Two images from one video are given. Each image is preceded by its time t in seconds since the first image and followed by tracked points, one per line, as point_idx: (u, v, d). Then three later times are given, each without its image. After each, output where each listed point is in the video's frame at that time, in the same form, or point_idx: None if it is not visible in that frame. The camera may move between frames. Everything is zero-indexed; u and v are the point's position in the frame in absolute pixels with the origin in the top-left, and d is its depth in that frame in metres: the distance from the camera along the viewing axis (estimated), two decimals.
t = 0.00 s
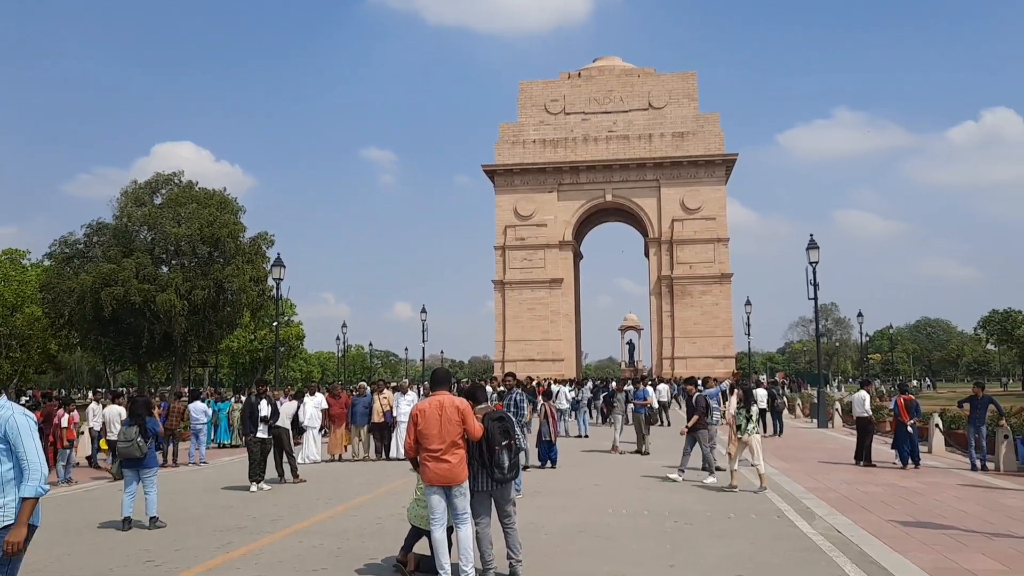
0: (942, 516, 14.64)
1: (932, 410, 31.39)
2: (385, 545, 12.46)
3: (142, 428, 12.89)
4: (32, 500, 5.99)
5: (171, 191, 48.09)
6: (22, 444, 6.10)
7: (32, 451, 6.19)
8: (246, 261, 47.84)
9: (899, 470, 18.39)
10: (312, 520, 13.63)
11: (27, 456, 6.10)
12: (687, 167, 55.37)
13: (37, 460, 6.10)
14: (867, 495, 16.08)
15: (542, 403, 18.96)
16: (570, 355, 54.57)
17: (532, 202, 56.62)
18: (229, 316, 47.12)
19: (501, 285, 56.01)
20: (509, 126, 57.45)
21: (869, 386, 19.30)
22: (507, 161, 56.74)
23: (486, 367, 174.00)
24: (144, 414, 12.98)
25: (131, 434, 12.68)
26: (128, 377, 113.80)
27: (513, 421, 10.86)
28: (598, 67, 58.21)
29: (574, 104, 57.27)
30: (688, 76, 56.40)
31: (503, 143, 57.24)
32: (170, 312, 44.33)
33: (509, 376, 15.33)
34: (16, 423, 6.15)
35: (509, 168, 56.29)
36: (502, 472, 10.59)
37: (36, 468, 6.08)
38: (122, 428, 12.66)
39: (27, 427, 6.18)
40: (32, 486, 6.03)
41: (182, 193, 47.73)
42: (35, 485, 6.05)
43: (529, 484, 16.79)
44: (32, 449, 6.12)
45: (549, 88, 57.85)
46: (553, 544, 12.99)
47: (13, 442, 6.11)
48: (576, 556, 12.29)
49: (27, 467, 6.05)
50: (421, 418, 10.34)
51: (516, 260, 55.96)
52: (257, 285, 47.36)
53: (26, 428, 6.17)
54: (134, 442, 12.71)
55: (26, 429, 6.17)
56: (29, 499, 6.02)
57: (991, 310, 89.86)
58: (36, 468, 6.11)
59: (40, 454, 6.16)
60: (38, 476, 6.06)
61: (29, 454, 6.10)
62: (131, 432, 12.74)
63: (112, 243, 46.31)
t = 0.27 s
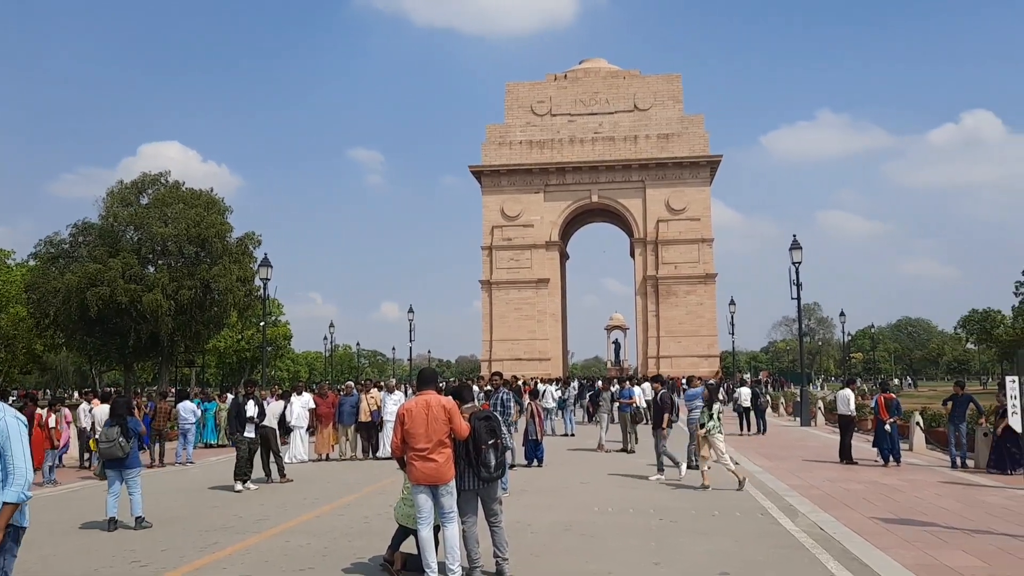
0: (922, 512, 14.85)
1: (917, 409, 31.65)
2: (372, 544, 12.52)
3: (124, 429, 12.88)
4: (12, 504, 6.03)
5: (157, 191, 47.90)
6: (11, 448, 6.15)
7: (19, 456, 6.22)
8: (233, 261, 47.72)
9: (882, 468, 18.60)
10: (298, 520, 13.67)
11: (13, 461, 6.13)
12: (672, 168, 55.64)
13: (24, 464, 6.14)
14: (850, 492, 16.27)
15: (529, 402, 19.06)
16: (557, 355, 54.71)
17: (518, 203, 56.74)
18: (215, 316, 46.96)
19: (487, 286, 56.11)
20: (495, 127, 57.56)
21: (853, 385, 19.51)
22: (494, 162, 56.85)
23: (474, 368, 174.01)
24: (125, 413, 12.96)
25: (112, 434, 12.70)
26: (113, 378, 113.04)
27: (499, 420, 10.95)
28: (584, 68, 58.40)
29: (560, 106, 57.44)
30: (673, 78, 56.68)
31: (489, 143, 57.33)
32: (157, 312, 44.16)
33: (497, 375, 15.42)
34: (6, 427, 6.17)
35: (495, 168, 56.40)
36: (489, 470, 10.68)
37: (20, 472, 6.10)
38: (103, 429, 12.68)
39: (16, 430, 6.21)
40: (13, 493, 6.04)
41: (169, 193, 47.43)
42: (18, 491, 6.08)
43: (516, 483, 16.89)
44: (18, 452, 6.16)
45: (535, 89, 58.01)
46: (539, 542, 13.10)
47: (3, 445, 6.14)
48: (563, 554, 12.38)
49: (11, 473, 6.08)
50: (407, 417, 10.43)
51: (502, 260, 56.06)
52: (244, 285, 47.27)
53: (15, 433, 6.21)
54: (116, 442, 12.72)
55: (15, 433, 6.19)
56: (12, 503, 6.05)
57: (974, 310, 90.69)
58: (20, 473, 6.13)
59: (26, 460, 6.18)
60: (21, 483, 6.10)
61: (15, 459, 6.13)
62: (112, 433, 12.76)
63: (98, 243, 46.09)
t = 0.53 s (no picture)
0: (905, 512, 14.89)
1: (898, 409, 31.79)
2: (355, 546, 12.42)
3: (98, 429, 12.73)
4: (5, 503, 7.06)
5: (137, 190, 47.50)
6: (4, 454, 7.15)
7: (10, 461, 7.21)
8: (214, 261, 47.41)
9: (864, 468, 18.64)
10: (280, 522, 13.56)
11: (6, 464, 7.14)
12: (657, 168, 55.71)
13: (14, 467, 7.16)
14: (833, 492, 16.30)
15: (513, 403, 19.00)
16: (541, 355, 54.67)
17: (502, 202, 56.63)
18: (196, 316, 46.62)
19: (471, 285, 55.98)
20: (480, 126, 57.41)
21: (837, 385, 19.53)
22: (479, 161, 56.71)
23: (458, 367, 173.73)
24: (100, 414, 12.80)
25: (86, 435, 12.54)
26: (93, 378, 112.18)
27: (483, 421, 10.87)
28: (569, 68, 58.35)
29: (544, 105, 57.37)
30: (658, 77, 56.73)
31: (474, 142, 57.19)
32: (136, 312, 43.81)
33: (480, 376, 15.32)
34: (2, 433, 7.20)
35: (480, 167, 56.26)
36: (472, 472, 10.61)
37: (11, 476, 7.13)
38: (77, 430, 12.53)
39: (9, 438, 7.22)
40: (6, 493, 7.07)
41: (148, 192, 47.10)
42: (10, 492, 7.10)
43: (499, 484, 16.81)
44: (11, 457, 7.16)
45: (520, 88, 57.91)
46: (523, 543, 13.04)
47: None
48: (546, 556, 12.31)
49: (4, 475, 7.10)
50: (390, 418, 10.32)
51: (487, 260, 55.96)
52: (225, 285, 46.96)
53: (8, 439, 7.22)
54: (90, 443, 12.57)
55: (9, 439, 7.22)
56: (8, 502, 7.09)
57: (955, 310, 91.27)
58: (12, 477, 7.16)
59: (16, 464, 7.19)
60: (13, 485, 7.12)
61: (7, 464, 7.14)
62: (86, 434, 12.61)
63: (77, 242, 45.66)
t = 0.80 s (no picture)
0: (885, 510, 15.01)
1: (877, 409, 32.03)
2: (337, 547, 12.40)
3: (75, 429, 12.62)
4: None
5: (118, 188, 47.18)
6: None
7: None
8: (196, 260, 47.17)
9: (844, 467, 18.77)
10: (262, 522, 13.52)
11: None
12: (641, 168, 55.88)
13: None
14: (814, 491, 16.41)
15: (497, 402, 19.00)
16: (525, 354, 54.70)
17: (486, 201, 56.62)
18: (178, 315, 46.35)
19: (455, 285, 55.95)
20: (464, 125, 57.37)
21: (820, 384, 19.62)
22: (462, 160, 56.67)
23: (441, 367, 173.57)
24: (77, 414, 12.69)
25: (63, 436, 12.43)
26: (73, 378, 111.28)
27: (466, 421, 10.87)
28: (553, 68, 58.43)
29: (528, 105, 57.40)
30: (641, 77, 56.91)
31: (457, 142, 57.14)
32: (117, 311, 43.52)
33: (464, 375, 15.26)
34: None
35: (464, 167, 56.23)
36: (455, 472, 10.60)
37: None
38: (54, 431, 12.41)
39: None
40: None
41: (129, 190, 46.79)
42: None
43: (482, 484, 16.80)
44: None
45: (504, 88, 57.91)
46: (505, 543, 13.05)
47: None
48: (529, 555, 12.31)
49: None
50: (373, 419, 10.30)
51: (471, 259, 55.95)
52: (207, 284, 46.71)
53: None
54: (67, 443, 12.46)
55: None
56: None
57: (936, 310, 92.09)
58: None
59: None
60: None
61: None
62: (62, 435, 12.50)
63: (57, 241, 45.31)
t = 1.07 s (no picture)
0: (866, 509, 15.11)
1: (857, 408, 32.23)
2: (319, 547, 12.35)
3: (54, 429, 12.53)
4: None
5: (99, 185, 46.80)
6: None
7: None
8: (177, 258, 46.86)
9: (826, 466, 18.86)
10: (244, 522, 13.45)
11: None
12: (625, 168, 56.00)
13: None
14: (796, 490, 16.50)
15: (481, 400, 18.96)
16: (509, 354, 54.70)
17: (470, 200, 56.56)
18: (159, 314, 46.03)
19: (439, 284, 55.89)
20: (448, 124, 57.26)
21: (804, 382, 19.68)
22: (446, 159, 56.58)
23: (426, 366, 173.29)
24: (55, 414, 12.59)
25: (41, 436, 12.33)
26: (53, 377, 110.25)
27: (449, 420, 10.86)
28: (537, 67, 58.42)
29: (513, 104, 57.36)
30: (626, 77, 57.01)
31: (442, 141, 57.03)
32: (97, 309, 43.19)
33: (448, 375, 15.15)
34: None
35: (448, 166, 56.14)
36: (438, 471, 10.58)
37: None
38: (32, 431, 12.31)
39: None
40: None
41: (110, 187, 46.43)
42: None
43: (465, 484, 16.78)
44: None
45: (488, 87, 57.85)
46: (488, 542, 13.04)
47: None
48: (511, 554, 12.31)
49: None
50: (355, 417, 10.25)
51: (455, 258, 55.90)
52: (188, 283, 46.42)
53: None
54: (45, 443, 12.36)
55: None
56: None
57: (917, 310, 92.88)
58: None
59: None
60: None
61: None
62: (41, 435, 12.41)
63: (36, 239, 44.90)
